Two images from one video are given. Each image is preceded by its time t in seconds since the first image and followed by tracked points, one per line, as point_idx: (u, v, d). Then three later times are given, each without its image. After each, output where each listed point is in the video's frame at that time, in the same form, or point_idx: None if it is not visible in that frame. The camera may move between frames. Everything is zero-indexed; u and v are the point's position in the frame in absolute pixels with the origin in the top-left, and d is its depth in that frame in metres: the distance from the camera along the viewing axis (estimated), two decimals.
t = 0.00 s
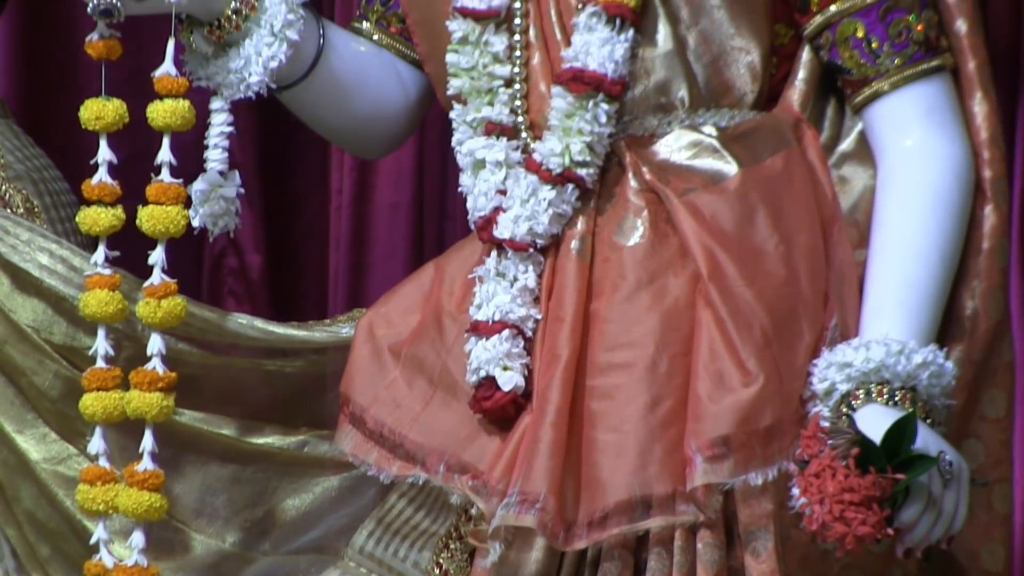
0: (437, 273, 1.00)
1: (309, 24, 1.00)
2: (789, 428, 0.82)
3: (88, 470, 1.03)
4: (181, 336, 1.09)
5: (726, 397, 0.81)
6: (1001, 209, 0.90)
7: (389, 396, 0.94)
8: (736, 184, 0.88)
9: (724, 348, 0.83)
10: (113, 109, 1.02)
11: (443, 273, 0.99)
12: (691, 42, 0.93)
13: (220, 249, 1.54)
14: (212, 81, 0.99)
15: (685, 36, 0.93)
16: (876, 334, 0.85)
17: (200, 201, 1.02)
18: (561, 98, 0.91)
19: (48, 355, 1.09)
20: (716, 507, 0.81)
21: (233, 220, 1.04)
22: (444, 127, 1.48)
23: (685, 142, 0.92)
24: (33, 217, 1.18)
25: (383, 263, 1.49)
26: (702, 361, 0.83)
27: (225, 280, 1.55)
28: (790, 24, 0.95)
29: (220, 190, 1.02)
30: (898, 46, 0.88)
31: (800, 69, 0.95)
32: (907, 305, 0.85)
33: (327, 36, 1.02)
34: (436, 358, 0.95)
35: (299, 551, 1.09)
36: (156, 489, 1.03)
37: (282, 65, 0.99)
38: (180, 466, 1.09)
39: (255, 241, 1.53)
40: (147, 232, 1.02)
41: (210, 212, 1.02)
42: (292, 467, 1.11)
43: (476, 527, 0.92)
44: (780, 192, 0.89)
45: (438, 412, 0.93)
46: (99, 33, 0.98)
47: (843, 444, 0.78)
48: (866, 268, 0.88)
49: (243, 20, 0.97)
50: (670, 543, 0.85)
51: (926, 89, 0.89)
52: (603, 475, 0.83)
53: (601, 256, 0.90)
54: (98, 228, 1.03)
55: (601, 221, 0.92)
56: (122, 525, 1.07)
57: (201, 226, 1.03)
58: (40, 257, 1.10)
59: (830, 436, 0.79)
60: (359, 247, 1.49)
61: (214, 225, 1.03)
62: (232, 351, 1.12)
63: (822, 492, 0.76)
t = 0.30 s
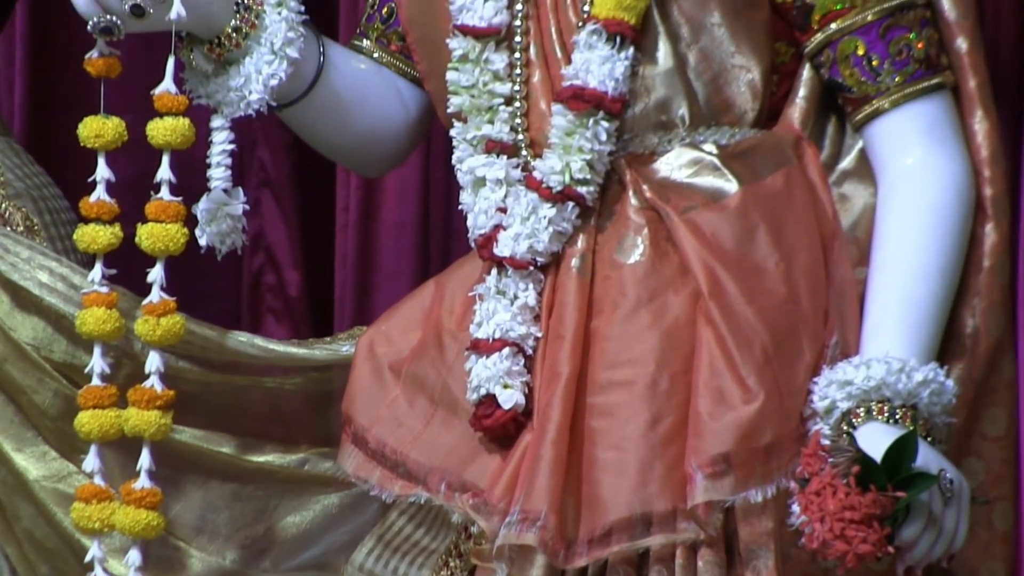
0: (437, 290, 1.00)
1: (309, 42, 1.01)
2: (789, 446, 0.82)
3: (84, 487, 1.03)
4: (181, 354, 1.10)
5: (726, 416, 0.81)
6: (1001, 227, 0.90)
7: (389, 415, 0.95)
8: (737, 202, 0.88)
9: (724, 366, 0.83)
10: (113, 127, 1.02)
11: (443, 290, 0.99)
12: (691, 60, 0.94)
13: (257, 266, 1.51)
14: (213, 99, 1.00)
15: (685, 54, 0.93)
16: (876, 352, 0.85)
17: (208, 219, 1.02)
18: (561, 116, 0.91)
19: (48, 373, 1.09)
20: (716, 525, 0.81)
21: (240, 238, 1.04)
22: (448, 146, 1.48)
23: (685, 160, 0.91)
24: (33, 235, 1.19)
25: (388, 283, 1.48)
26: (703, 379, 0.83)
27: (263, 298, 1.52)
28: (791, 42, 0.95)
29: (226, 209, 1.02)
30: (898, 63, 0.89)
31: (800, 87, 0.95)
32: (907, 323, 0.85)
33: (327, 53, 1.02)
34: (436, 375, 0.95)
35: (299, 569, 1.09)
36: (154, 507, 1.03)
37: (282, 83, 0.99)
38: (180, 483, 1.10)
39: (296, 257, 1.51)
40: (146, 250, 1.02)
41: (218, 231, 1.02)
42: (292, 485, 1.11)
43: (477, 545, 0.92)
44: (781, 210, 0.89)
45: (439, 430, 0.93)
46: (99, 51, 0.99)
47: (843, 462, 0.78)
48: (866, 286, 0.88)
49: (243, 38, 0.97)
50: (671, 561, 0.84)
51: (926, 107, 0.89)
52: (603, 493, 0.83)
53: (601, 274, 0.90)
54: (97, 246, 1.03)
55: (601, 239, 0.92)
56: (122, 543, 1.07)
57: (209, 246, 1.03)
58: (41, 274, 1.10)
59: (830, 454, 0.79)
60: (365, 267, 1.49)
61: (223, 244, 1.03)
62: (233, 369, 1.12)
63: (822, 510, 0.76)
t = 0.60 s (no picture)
0: (436, 302, 1.00)
1: (309, 53, 1.01)
2: (790, 458, 0.82)
3: (82, 500, 1.03)
4: (180, 366, 1.10)
5: (726, 428, 0.81)
6: (1002, 238, 0.90)
7: (388, 427, 0.94)
8: (737, 214, 0.88)
9: (724, 379, 0.83)
10: (112, 139, 1.02)
11: (443, 302, 0.99)
12: (691, 72, 0.93)
13: (279, 278, 1.52)
14: (212, 110, 1.00)
15: (685, 66, 0.93)
16: (876, 364, 0.84)
17: (201, 229, 1.02)
18: (561, 127, 0.91)
19: (48, 386, 1.09)
20: (716, 537, 0.81)
21: (232, 249, 1.04)
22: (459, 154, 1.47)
23: (685, 171, 0.91)
24: (33, 247, 1.19)
25: (399, 295, 1.48)
26: (703, 391, 0.83)
27: (286, 309, 1.52)
28: (791, 53, 0.95)
29: (220, 221, 1.02)
30: (898, 75, 0.89)
31: (800, 98, 0.95)
32: (907, 335, 0.85)
33: (327, 65, 1.03)
34: (436, 387, 0.95)
35: None
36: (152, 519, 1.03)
37: (281, 95, 0.99)
38: (180, 496, 1.10)
39: (317, 267, 1.52)
40: (145, 262, 1.02)
41: (209, 242, 1.02)
42: (292, 497, 1.11)
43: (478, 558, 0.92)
44: (781, 221, 0.88)
45: (438, 442, 0.93)
46: (98, 64, 0.99)
47: (843, 474, 0.78)
48: (866, 298, 0.88)
49: (243, 49, 0.98)
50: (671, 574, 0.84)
51: (927, 118, 0.89)
52: (603, 505, 0.83)
53: (601, 286, 0.90)
54: (96, 258, 1.03)
55: (601, 251, 0.92)
56: (121, 556, 1.06)
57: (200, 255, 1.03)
58: (40, 286, 1.10)
59: (830, 465, 0.78)
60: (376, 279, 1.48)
61: (214, 255, 1.03)
62: (232, 381, 1.12)
63: (823, 522, 0.76)
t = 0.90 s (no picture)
0: (436, 314, 1.00)
1: (309, 65, 1.01)
2: (790, 470, 0.82)
3: (84, 512, 1.03)
4: (180, 378, 1.10)
5: (726, 440, 0.81)
6: (1002, 250, 0.90)
7: (388, 439, 0.94)
8: (737, 226, 0.88)
9: (723, 391, 0.83)
10: (113, 150, 1.02)
11: (443, 314, 0.99)
12: (691, 84, 0.93)
13: (294, 290, 1.52)
14: (212, 122, 1.00)
15: (685, 78, 0.93)
16: (876, 376, 0.84)
17: (207, 243, 1.02)
18: (561, 139, 0.91)
19: (48, 398, 1.09)
20: (717, 550, 0.81)
21: (240, 262, 1.04)
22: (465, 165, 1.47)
23: (685, 183, 0.91)
24: (33, 259, 1.19)
25: (404, 307, 1.48)
26: (703, 404, 0.83)
27: (303, 320, 1.52)
28: (791, 66, 0.95)
29: (226, 233, 1.02)
30: (898, 87, 0.89)
31: (800, 110, 0.95)
32: (907, 347, 0.85)
33: (327, 77, 1.03)
34: (436, 399, 0.95)
35: None
36: (154, 531, 1.04)
37: (281, 106, 1.00)
38: (179, 507, 1.10)
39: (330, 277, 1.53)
40: (146, 273, 1.02)
41: (217, 254, 1.02)
42: (291, 509, 1.11)
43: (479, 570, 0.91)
44: (780, 233, 0.89)
45: (438, 454, 0.93)
46: (98, 76, 0.99)
47: (843, 486, 0.77)
48: (866, 309, 0.88)
49: (243, 61, 0.98)
50: None
51: (927, 130, 0.89)
52: (603, 517, 0.83)
53: (601, 298, 0.90)
54: (97, 270, 1.03)
55: (601, 262, 0.92)
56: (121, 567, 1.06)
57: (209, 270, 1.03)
58: (40, 298, 1.10)
59: (830, 478, 0.78)
60: (382, 290, 1.49)
61: (223, 268, 1.03)
62: (232, 394, 1.12)
63: (822, 534, 0.76)
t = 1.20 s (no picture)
0: (436, 327, 1.00)
1: (309, 79, 1.02)
2: (790, 483, 0.82)
3: (88, 524, 1.04)
4: (180, 391, 1.10)
5: (726, 453, 0.81)
6: (1001, 263, 0.90)
7: (388, 452, 0.95)
8: (737, 239, 0.88)
9: (723, 404, 0.83)
10: (114, 163, 1.02)
11: (443, 327, 0.99)
12: (691, 97, 0.94)
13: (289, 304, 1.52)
14: (212, 135, 1.00)
15: (685, 91, 0.94)
16: (876, 389, 0.85)
17: (200, 254, 1.02)
18: (561, 152, 0.91)
19: (48, 411, 1.09)
20: (717, 562, 0.81)
21: (232, 273, 1.04)
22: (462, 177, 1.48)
23: (685, 197, 0.92)
24: (33, 272, 1.19)
25: (400, 320, 1.48)
26: (703, 417, 0.83)
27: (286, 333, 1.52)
28: (790, 79, 0.95)
29: (220, 245, 1.02)
30: (898, 100, 0.89)
31: (800, 123, 0.95)
32: (906, 360, 0.85)
33: (327, 91, 1.03)
34: (436, 412, 0.95)
35: None
36: (158, 544, 1.03)
37: (281, 120, 1.00)
38: (181, 521, 1.10)
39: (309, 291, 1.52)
40: (147, 286, 1.03)
41: (210, 266, 1.02)
42: (291, 522, 1.11)
43: None
44: (780, 246, 0.89)
45: (438, 467, 0.93)
46: (99, 89, 0.99)
47: (843, 498, 0.77)
48: (866, 322, 0.88)
49: (242, 74, 0.98)
50: None
51: (926, 143, 0.89)
52: (603, 530, 0.83)
53: (601, 311, 0.90)
54: (98, 283, 1.03)
55: (601, 275, 0.92)
56: None
57: (200, 280, 1.03)
58: (40, 311, 1.10)
59: (830, 491, 0.78)
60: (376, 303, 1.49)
61: (214, 279, 1.03)
62: (232, 406, 1.12)
63: (822, 547, 0.76)
